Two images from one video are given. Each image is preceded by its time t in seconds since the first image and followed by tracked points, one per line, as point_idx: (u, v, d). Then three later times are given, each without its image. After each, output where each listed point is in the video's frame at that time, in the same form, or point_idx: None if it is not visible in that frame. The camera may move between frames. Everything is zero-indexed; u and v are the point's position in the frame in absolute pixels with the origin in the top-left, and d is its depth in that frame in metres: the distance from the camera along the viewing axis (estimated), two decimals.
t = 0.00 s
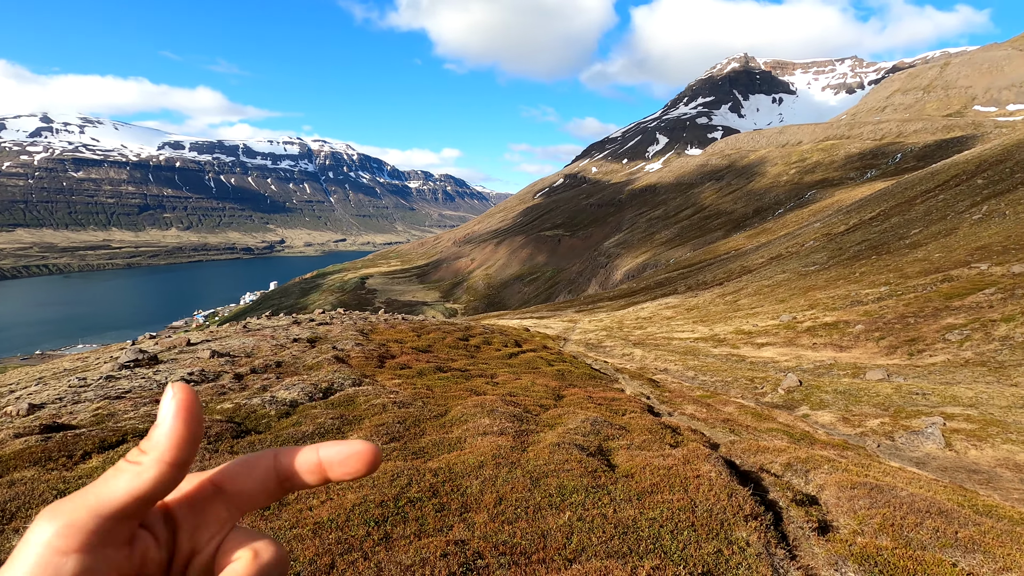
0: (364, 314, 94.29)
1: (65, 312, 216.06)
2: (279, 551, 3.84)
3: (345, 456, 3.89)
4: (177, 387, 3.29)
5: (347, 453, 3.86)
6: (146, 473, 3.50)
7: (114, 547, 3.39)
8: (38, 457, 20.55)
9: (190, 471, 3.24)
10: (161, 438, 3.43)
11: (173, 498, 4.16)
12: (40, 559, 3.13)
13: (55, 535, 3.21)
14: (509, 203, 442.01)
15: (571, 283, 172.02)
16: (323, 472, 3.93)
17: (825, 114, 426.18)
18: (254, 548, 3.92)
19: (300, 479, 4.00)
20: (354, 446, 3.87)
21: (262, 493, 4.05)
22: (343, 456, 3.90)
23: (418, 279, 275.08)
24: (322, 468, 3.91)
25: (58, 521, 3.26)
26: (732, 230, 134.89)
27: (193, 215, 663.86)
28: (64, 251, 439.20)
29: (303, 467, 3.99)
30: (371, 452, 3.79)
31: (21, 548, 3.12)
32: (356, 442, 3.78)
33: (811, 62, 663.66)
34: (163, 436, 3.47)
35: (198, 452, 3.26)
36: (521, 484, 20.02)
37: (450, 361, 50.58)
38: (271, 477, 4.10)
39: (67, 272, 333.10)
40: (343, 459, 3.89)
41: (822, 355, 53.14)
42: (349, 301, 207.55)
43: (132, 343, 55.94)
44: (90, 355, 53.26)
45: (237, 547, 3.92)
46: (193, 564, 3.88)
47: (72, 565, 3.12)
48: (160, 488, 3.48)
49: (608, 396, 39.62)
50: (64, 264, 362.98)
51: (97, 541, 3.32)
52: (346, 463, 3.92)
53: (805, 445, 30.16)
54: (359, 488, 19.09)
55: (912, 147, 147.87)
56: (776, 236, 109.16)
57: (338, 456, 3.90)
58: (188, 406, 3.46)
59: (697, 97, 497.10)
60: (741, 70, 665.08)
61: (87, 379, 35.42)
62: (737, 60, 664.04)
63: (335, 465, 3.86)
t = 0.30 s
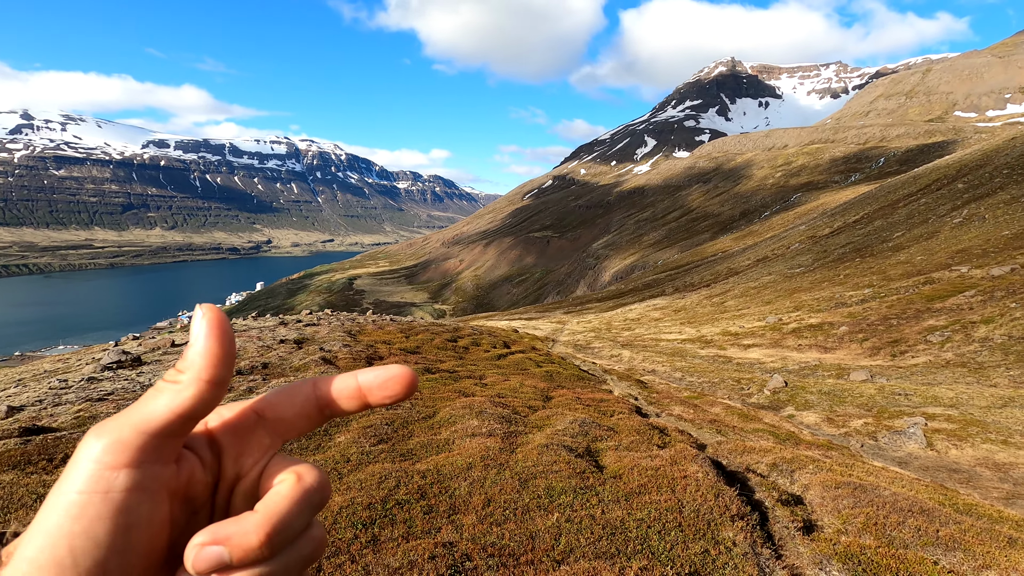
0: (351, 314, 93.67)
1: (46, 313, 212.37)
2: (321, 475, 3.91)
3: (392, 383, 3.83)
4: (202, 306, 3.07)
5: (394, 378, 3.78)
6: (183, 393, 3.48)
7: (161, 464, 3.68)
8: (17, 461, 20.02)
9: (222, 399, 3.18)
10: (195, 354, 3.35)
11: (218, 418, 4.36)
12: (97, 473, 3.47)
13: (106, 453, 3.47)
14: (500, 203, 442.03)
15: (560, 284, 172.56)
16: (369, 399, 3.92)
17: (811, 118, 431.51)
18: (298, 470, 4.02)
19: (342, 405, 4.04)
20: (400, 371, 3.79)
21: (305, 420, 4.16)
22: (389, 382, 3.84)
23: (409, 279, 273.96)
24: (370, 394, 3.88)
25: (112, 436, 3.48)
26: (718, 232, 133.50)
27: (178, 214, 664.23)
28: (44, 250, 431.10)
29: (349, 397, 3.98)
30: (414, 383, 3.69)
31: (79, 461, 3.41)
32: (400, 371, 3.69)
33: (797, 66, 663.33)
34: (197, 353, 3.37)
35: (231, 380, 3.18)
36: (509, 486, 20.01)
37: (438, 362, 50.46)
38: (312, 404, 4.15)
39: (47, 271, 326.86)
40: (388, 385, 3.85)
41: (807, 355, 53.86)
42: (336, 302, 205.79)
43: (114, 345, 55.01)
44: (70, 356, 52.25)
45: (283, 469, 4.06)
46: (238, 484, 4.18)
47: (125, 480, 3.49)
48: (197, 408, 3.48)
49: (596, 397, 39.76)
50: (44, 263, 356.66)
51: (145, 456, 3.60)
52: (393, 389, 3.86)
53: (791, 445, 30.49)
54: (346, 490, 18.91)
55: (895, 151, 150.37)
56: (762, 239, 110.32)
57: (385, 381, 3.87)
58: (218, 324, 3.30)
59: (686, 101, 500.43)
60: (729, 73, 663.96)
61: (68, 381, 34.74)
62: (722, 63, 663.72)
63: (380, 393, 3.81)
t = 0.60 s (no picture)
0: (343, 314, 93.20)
1: (34, 312, 210.02)
2: (299, 452, 4.08)
3: (365, 359, 3.86)
4: (165, 286, 2.98)
5: (367, 353, 3.79)
6: (154, 371, 3.47)
7: (137, 443, 3.77)
8: (3, 461, 19.68)
9: (194, 379, 3.18)
10: (166, 332, 3.28)
11: (195, 396, 4.43)
12: (73, 451, 3.58)
13: (81, 431, 3.55)
14: (494, 203, 441.97)
15: (553, 284, 172.84)
16: (343, 377, 3.94)
17: (802, 121, 435.03)
18: (275, 448, 4.16)
19: (318, 383, 4.10)
20: (373, 348, 3.78)
21: (281, 400, 4.22)
22: (362, 359, 3.86)
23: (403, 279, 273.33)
24: (344, 372, 3.89)
25: (84, 417, 3.52)
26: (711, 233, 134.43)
27: (169, 212, 663.58)
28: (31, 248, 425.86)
29: (323, 374, 4.01)
30: (387, 361, 3.71)
31: (55, 441, 3.50)
32: (373, 350, 3.68)
33: (789, 69, 664.66)
34: (165, 331, 3.30)
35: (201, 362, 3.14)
36: (502, 486, 19.98)
37: (431, 362, 50.39)
38: (288, 382, 4.20)
39: (35, 270, 322.87)
40: (362, 361, 3.86)
41: (798, 356, 54.22)
42: (328, 302, 204.70)
43: (102, 344, 54.42)
44: (58, 355, 51.65)
45: (262, 446, 4.19)
46: (217, 462, 4.33)
47: (100, 458, 3.61)
48: (168, 387, 3.47)
49: (589, 398, 39.83)
50: (32, 262, 352.97)
51: (120, 434, 3.67)
52: (367, 365, 3.91)
53: (782, 446, 30.70)
54: (338, 491, 18.81)
55: (885, 154, 151.81)
56: (754, 240, 111.05)
57: (358, 358, 3.88)
58: (187, 304, 3.24)
59: (679, 103, 501.96)
60: (722, 75, 664.91)
61: (56, 381, 34.36)
62: (715, 66, 664.58)
63: (357, 371, 3.83)
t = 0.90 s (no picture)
0: (341, 313, 93.06)
1: (30, 309, 209.37)
2: (306, 436, 4.16)
3: (372, 341, 3.93)
4: (171, 265, 3.00)
5: (372, 335, 3.88)
6: (161, 351, 3.45)
7: (145, 423, 3.76)
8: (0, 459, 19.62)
9: (200, 360, 3.18)
10: (172, 310, 3.30)
11: (202, 379, 4.49)
12: (82, 431, 3.58)
13: (90, 411, 3.58)
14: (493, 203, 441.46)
15: (552, 284, 172.78)
16: (353, 362, 4.01)
17: (801, 121, 435.18)
18: (282, 431, 4.22)
19: (324, 366, 4.17)
20: (378, 330, 3.87)
21: (287, 382, 4.27)
22: (369, 343, 3.94)
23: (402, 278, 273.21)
24: (352, 357, 3.97)
25: (94, 399, 3.53)
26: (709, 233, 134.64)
27: (168, 211, 663.41)
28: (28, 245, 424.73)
29: (329, 360, 4.09)
30: (394, 340, 3.79)
31: (65, 419, 3.52)
32: (378, 332, 3.77)
33: (788, 70, 664.90)
34: (174, 310, 3.34)
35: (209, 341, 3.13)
36: (501, 485, 19.99)
37: (429, 361, 50.36)
38: (295, 365, 4.24)
39: (32, 267, 321.80)
40: (369, 346, 3.93)
41: (796, 357, 54.29)
42: (326, 301, 204.40)
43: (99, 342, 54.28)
44: (55, 353, 51.50)
45: (268, 430, 4.25)
46: (225, 444, 4.39)
47: (110, 438, 3.63)
48: (174, 366, 3.47)
49: (587, 398, 39.84)
50: (31, 259, 352.27)
51: (129, 414, 3.68)
52: (375, 349, 3.96)
53: (780, 446, 30.78)
54: (337, 489, 18.82)
55: (883, 155, 152.04)
56: (752, 241, 111.15)
57: (363, 343, 3.95)
58: (191, 282, 3.27)
59: (678, 103, 501.95)
60: (721, 76, 665.01)
61: (53, 379, 34.24)
62: (715, 66, 664.57)
63: (366, 358, 3.88)
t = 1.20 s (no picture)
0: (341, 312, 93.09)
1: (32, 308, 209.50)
2: (313, 423, 4.16)
3: (380, 329, 3.90)
4: (176, 250, 2.96)
5: (380, 323, 3.84)
6: (166, 337, 3.42)
7: (152, 410, 3.76)
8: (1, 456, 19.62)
9: (206, 346, 3.15)
10: (178, 297, 3.28)
11: (210, 366, 4.49)
12: (89, 417, 3.57)
13: (95, 398, 3.54)
14: (494, 202, 441.40)
15: (552, 283, 172.60)
16: (362, 348, 3.98)
17: (802, 121, 434.62)
18: (289, 419, 4.23)
19: (332, 354, 4.15)
20: (387, 317, 3.83)
21: (294, 371, 4.28)
22: (378, 330, 3.91)
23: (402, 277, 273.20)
24: (360, 347, 3.96)
25: (100, 388, 3.52)
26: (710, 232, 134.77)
27: (168, 209, 663.56)
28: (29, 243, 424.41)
29: (338, 348, 4.06)
30: (403, 328, 3.77)
31: (72, 405, 3.52)
32: (387, 320, 3.74)
33: (789, 69, 664.47)
34: (179, 294, 3.31)
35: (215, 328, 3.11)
36: (501, 484, 19.99)
37: (430, 360, 50.37)
38: (302, 352, 4.25)
39: (32, 266, 321.63)
40: (379, 334, 3.92)
41: (796, 356, 54.25)
42: (326, 299, 204.33)
43: (99, 340, 54.32)
44: (55, 351, 51.44)
45: (276, 417, 4.27)
46: (231, 433, 4.40)
47: (116, 425, 3.62)
48: (181, 352, 3.42)
49: (587, 396, 39.82)
50: (31, 257, 352.42)
51: (136, 401, 3.66)
52: (384, 336, 3.94)
53: (780, 445, 30.82)
54: (338, 488, 18.84)
55: (884, 155, 151.87)
56: (753, 240, 111.08)
57: (371, 331, 3.92)
58: (197, 267, 3.23)
59: (679, 102, 501.86)
60: (722, 75, 664.49)
61: (54, 377, 34.30)
62: (715, 65, 663.95)
63: (376, 345, 3.86)
